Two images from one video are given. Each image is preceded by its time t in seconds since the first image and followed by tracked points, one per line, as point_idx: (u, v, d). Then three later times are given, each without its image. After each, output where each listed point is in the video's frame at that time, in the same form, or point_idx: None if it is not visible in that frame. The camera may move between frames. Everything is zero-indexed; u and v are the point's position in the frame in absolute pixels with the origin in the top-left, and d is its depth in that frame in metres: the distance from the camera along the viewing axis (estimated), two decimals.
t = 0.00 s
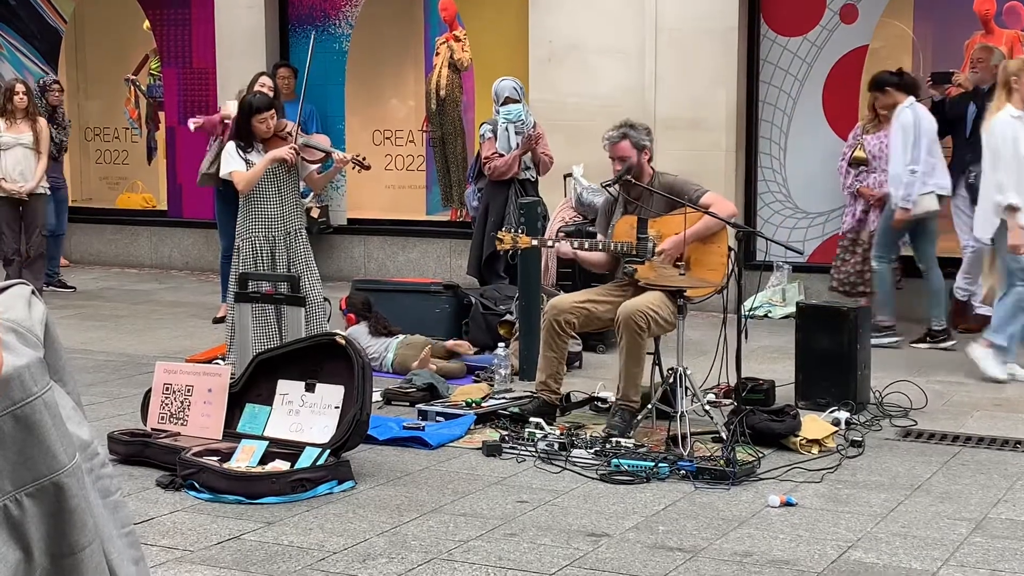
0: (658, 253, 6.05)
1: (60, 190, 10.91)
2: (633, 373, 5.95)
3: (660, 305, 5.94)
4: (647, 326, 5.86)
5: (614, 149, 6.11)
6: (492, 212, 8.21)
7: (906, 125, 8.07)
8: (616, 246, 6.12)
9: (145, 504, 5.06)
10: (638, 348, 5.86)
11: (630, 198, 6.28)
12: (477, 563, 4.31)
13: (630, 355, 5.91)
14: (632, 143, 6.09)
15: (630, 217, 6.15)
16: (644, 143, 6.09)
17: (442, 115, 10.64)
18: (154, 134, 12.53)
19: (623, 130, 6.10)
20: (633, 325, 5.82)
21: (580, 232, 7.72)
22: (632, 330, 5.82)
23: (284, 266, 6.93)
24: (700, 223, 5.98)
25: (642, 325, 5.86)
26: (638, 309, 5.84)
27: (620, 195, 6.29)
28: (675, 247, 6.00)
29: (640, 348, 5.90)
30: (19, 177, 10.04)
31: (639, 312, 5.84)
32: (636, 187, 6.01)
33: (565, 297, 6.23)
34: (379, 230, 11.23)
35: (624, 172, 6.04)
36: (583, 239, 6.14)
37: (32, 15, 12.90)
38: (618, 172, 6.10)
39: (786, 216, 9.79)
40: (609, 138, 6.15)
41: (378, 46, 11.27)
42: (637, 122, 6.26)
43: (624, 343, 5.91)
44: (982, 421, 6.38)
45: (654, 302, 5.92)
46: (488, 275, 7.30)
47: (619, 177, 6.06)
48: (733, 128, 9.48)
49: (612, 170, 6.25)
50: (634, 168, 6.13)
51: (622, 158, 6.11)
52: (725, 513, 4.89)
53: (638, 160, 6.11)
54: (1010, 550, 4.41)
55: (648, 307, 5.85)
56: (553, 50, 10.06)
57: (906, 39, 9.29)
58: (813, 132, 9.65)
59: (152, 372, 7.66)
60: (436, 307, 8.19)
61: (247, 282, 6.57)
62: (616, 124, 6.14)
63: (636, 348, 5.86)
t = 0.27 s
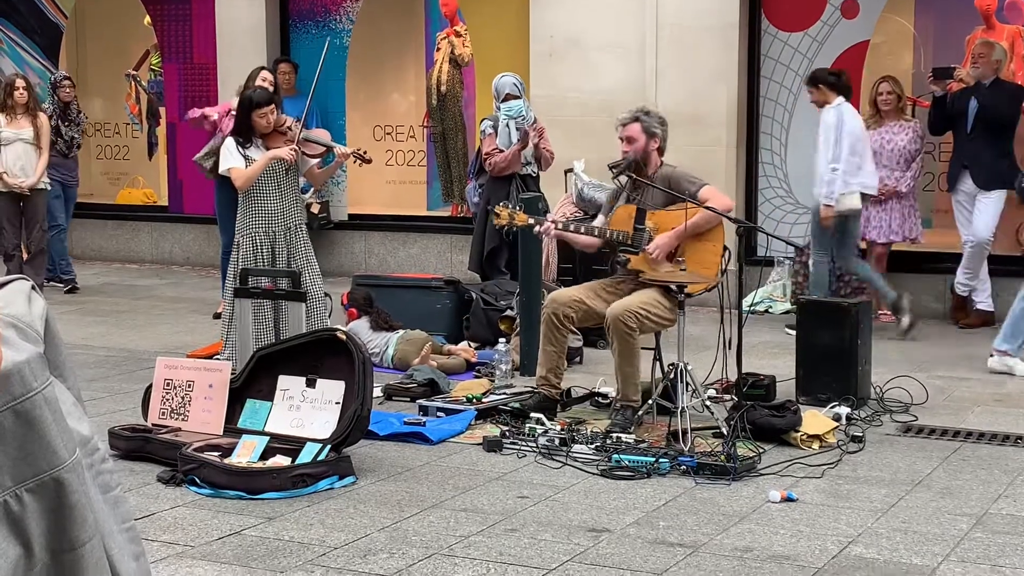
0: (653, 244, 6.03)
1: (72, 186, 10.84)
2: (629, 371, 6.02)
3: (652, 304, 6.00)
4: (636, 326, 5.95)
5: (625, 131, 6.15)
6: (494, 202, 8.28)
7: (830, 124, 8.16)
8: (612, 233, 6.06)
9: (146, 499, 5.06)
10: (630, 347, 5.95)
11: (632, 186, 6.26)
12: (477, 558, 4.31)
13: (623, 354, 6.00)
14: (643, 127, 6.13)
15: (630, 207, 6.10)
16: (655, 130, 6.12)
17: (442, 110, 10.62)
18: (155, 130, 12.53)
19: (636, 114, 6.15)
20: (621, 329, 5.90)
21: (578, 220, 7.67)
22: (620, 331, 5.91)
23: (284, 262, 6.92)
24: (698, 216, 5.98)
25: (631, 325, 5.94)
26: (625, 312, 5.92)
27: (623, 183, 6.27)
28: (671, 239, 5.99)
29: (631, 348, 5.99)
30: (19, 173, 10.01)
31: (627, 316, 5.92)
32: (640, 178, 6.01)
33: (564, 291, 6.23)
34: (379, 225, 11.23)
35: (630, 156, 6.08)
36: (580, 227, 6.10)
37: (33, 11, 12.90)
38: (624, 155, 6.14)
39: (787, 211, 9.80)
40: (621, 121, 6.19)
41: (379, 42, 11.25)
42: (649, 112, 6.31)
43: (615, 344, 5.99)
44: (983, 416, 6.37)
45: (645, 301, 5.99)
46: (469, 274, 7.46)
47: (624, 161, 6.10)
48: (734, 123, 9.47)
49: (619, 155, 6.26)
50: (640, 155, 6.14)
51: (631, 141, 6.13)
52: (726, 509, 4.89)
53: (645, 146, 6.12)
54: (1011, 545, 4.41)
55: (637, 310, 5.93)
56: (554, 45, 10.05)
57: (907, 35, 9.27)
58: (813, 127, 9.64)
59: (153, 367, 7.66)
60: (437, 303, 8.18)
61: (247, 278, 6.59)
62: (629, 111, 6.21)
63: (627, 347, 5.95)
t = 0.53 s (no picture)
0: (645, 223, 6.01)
1: (80, 182, 10.77)
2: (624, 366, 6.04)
3: (635, 299, 6.03)
4: (617, 321, 5.96)
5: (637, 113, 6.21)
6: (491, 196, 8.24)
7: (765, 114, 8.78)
8: (602, 207, 6.03)
9: (145, 495, 5.06)
10: (615, 341, 5.97)
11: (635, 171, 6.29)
12: (476, 554, 4.31)
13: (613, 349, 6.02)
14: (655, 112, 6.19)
15: (621, 183, 6.10)
16: (667, 116, 6.16)
17: (442, 106, 10.71)
18: (153, 125, 12.51)
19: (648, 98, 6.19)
20: (601, 326, 5.93)
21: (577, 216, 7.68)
22: (599, 329, 5.94)
23: (283, 258, 6.92)
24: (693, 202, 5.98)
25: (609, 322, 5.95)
26: (603, 309, 5.95)
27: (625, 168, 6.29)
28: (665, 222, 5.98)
29: (618, 342, 6.00)
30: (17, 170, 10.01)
31: (605, 313, 5.94)
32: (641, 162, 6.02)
33: (561, 286, 6.24)
34: (378, 221, 11.22)
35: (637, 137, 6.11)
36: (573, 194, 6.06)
37: (32, 7, 12.89)
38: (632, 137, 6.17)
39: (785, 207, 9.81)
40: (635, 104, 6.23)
41: (378, 37, 11.23)
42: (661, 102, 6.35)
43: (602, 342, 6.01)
44: (982, 412, 6.38)
45: (625, 298, 6.01)
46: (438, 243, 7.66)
47: (630, 143, 6.15)
48: (733, 119, 9.47)
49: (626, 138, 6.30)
50: (647, 139, 6.18)
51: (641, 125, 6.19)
52: (725, 504, 4.89)
53: (655, 129, 6.16)
54: (1009, 540, 4.42)
55: (615, 306, 5.96)
56: (554, 41, 10.04)
57: (906, 30, 9.28)
58: (812, 123, 9.64)
59: (152, 363, 7.66)
60: (436, 298, 8.20)
61: (247, 273, 6.59)
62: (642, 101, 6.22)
63: (613, 342, 5.97)
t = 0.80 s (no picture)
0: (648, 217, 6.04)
1: (81, 178, 10.74)
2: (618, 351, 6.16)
3: (639, 289, 6.05)
4: (623, 308, 6.04)
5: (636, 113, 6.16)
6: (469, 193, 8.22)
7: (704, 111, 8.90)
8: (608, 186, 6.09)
9: (143, 492, 5.06)
10: (614, 328, 6.07)
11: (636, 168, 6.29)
12: (475, 551, 4.31)
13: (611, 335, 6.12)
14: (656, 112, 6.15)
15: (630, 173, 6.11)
16: (667, 117, 6.16)
17: (439, 103, 10.71)
18: (151, 123, 12.51)
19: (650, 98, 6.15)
20: (607, 311, 6.01)
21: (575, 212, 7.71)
22: (604, 313, 6.02)
23: (281, 255, 6.92)
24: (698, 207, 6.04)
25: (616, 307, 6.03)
26: (612, 294, 6.02)
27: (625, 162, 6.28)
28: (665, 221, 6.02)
29: (620, 328, 6.10)
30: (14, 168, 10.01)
31: (614, 298, 6.01)
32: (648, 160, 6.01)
33: (557, 283, 6.26)
34: (377, 218, 11.22)
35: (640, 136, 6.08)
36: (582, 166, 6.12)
37: (30, 4, 12.88)
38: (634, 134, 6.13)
39: (783, 204, 9.81)
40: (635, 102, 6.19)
41: (376, 34, 11.23)
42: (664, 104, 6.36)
43: (603, 324, 6.11)
44: (980, 409, 6.38)
45: (632, 285, 6.06)
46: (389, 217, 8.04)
47: (630, 141, 6.10)
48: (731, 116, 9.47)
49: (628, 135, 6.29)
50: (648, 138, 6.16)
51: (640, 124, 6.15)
52: (723, 501, 4.90)
53: (656, 129, 6.13)
54: (1007, 538, 4.42)
55: (625, 293, 6.01)
56: (552, 38, 10.04)
57: (903, 28, 9.28)
58: (810, 120, 9.64)
59: (150, 361, 7.66)
60: (434, 296, 8.19)
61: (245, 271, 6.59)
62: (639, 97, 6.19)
63: (613, 329, 6.07)
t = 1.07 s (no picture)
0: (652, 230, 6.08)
1: (84, 178, 10.69)
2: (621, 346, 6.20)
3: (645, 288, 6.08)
4: (632, 305, 6.07)
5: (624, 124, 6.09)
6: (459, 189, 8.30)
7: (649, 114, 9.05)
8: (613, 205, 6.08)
9: (140, 491, 5.06)
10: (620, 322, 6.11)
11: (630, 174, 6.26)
12: (472, 550, 4.32)
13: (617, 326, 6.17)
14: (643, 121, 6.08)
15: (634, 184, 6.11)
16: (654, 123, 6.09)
17: (437, 103, 10.70)
18: (148, 122, 12.50)
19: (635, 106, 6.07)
20: (617, 307, 6.04)
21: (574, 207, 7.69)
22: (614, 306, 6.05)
23: (278, 254, 6.91)
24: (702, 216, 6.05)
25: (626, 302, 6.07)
26: (623, 291, 6.04)
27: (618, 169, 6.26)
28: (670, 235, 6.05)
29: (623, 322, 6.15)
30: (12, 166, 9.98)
31: (624, 294, 6.04)
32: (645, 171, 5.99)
33: (554, 282, 6.27)
34: (374, 217, 11.22)
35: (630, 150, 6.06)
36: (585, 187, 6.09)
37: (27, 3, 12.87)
38: (624, 148, 6.11)
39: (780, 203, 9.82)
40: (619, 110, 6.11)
41: (373, 33, 11.22)
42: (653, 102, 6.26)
43: (611, 318, 6.14)
44: (977, 408, 6.39)
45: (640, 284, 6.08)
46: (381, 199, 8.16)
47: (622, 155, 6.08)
48: (728, 115, 9.48)
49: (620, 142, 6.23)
50: (640, 147, 6.13)
51: (631, 135, 6.10)
52: (720, 500, 4.90)
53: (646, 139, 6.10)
54: (1003, 536, 4.43)
55: (636, 290, 6.04)
56: (549, 37, 10.04)
57: (900, 27, 9.29)
58: (807, 120, 9.65)
59: (147, 360, 7.65)
60: (431, 295, 8.17)
61: (242, 270, 6.61)
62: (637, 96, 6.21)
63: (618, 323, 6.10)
